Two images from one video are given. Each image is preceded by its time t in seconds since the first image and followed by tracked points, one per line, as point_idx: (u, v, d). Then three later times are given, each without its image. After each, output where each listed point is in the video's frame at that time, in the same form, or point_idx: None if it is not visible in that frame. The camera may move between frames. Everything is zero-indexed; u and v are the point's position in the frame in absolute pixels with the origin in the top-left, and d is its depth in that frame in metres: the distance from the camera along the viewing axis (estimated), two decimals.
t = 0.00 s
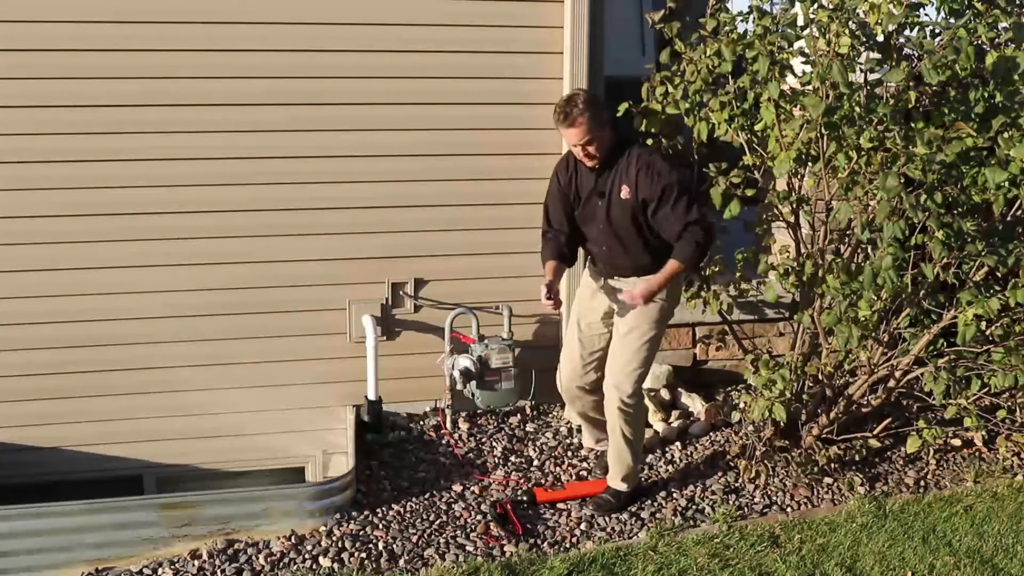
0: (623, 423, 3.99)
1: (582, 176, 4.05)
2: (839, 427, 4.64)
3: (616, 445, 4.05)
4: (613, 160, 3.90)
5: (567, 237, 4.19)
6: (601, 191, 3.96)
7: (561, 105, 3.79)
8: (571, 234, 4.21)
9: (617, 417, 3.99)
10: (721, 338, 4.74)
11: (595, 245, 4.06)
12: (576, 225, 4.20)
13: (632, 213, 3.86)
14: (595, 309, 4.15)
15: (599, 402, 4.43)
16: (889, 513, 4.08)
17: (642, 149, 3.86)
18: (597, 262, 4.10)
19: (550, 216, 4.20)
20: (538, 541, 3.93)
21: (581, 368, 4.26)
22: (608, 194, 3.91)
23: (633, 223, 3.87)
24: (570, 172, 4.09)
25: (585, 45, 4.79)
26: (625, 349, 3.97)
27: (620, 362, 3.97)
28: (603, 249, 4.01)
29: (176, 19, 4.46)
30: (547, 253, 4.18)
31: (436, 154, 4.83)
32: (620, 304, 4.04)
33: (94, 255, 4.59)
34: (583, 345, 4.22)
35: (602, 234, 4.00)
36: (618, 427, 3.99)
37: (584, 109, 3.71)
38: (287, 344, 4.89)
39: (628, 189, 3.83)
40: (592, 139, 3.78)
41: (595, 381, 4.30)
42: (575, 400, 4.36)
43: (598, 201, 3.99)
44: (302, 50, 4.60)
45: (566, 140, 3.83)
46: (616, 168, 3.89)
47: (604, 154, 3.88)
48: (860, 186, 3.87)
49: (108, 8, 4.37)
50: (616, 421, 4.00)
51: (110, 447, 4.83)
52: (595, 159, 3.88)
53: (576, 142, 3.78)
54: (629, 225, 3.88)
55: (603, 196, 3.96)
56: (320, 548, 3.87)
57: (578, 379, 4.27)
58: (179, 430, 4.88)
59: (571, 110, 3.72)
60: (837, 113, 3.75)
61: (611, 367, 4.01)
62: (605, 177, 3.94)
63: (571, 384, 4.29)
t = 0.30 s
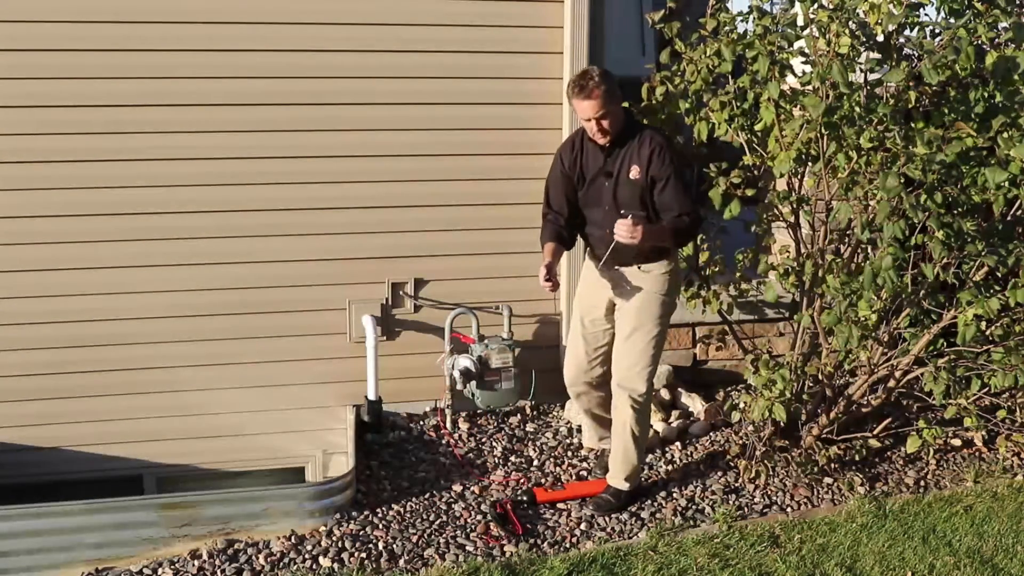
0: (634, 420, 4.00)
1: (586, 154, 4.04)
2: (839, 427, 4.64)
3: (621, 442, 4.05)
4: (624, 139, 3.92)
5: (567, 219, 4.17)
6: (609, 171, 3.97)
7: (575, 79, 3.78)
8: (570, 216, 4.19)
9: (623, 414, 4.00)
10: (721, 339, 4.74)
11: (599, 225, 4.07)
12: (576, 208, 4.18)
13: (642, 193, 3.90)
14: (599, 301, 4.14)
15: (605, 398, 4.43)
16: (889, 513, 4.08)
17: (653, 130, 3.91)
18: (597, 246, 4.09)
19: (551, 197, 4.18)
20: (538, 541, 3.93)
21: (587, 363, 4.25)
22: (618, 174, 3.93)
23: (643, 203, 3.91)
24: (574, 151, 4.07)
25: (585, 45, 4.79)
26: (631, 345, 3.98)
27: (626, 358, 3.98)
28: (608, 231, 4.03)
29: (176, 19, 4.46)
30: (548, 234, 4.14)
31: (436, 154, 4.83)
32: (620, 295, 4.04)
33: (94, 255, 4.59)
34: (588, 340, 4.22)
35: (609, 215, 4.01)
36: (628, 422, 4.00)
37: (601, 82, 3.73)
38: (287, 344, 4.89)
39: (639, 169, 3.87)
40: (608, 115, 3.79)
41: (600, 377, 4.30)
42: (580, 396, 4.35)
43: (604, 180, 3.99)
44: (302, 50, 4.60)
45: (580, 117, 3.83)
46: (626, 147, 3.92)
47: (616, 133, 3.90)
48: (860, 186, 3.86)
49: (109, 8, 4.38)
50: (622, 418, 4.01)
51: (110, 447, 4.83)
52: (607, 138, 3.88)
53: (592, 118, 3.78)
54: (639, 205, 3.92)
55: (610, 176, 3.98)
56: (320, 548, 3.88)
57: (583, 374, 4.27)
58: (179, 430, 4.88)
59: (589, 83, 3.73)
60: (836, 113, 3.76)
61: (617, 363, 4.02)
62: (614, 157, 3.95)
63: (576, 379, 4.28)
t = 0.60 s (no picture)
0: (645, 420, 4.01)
1: (590, 144, 4.05)
2: (839, 427, 4.64)
3: (627, 442, 4.06)
4: (629, 123, 3.92)
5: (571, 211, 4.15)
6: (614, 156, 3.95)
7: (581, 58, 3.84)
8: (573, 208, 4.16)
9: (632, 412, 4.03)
10: (721, 339, 4.74)
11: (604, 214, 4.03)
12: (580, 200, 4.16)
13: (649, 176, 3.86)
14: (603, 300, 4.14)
15: (609, 398, 4.43)
16: (889, 513, 4.08)
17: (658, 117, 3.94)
18: (602, 236, 4.06)
19: (554, 188, 4.17)
20: (538, 541, 3.93)
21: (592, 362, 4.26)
22: (623, 159, 3.92)
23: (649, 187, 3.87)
24: (578, 142, 4.08)
25: (585, 44, 4.79)
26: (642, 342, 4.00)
27: (636, 357, 4.01)
28: (613, 217, 3.99)
29: (176, 19, 4.46)
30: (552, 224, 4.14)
31: (436, 154, 4.83)
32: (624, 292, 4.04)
33: (94, 256, 4.59)
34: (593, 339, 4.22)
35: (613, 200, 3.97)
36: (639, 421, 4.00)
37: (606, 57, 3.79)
38: (287, 344, 4.89)
39: (646, 152, 3.87)
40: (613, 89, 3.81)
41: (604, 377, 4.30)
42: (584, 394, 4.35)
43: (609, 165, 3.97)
44: (302, 49, 4.60)
45: (585, 94, 3.84)
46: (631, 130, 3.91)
47: (622, 115, 3.91)
48: (860, 186, 3.86)
49: (109, 8, 4.37)
50: (631, 416, 4.03)
51: (110, 447, 4.82)
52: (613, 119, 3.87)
53: (597, 92, 3.80)
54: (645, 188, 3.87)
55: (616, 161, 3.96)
56: (320, 548, 3.87)
57: (587, 373, 4.27)
58: (179, 430, 4.88)
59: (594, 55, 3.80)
60: (836, 113, 3.77)
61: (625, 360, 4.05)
62: (619, 141, 3.94)
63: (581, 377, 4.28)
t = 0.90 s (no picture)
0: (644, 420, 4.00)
1: (591, 142, 4.04)
2: (839, 426, 4.64)
3: (627, 443, 4.07)
4: (632, 121, 3.93)
5: (572, 209, 4.15)
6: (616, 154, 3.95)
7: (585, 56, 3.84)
8: (574, 207, 4.15)
9: (632, 413, 4.04)
10: (721, 339, 4.75)
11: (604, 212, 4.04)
12: (581, 199, 4.16)
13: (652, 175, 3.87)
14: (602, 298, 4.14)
15: (610, 398, 4.44)
16: (889, 513, 4.08)
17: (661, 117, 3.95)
18: (603, 236, 4.07)
19: (555, 187, 4.16)
20: (538, 541, 3.94)
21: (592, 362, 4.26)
22: (625, 157, 3.93)
23: (652, 185, 3.88)
24: (580, 140, 4.07)
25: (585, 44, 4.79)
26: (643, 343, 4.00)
27: (637, 358, 4.01)
28: (615, 216, 3.98)
29: (176, 19, 4.46)
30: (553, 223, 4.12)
31: (436, 154, 4.83)
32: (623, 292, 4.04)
33: (94, 255, 4.59)
34: (592, 339, 4.22)
35: (614, 199, 3.97)
36: (639, 423, 4.00)
37: (612, 54, 3.80)
38: (287, 344, 4.88)
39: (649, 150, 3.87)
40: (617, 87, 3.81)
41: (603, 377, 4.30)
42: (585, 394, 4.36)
43: (611, 164, 3.97)
44: (302, 49, 4.60)
45: (589, 90, 3.84)
46: (634, 128, 3.92)
47: (625, 113, 3.91)
48: (859, 186, 3.84)
49: (108, 8, 4.37)
50: (632, 417, 4.04)
51: (110, 447, 4.82)
52: (616, 117, 3.87)
53: (601, 88, 3.80)
54: (648, 186, 3.88)
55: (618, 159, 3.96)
56: (320, 548, 3.88)
57: (587, 372, 4.28)
58: (179, 430, 4.88)
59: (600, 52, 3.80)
60: (836, 113, 3.78)
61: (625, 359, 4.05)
62: (621, 139, 3.95)
63: (581, 376, 4.29)
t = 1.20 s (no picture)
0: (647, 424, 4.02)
1: (596, 140, 4.05)
2: (839, 427, 4.64)
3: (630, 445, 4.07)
4: (636, 121, 3.94)
5: (572, 205, 4.14)
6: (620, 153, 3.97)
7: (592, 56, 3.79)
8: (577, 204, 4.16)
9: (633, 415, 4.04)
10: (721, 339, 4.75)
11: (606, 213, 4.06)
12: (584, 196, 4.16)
13: (654, 177, 3.91)
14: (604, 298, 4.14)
15: (608, 398, 4.44)
16: (889, 513, 4.08)
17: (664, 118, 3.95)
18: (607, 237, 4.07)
19: (557, 181, 4.16)
20: (538, 541, 3.94)
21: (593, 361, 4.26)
22: (629, 157, 3.94)
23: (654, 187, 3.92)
24: (584, 137, 4.07)
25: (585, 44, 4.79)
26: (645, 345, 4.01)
27: (639, 360, 4.01)
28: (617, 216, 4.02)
29: (175, 19, 4.46)
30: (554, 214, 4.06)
31: (436, 154, 4.84)
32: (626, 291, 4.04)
33: (94, 255, 4.59)
34: (593, 338, 4.21)
35: (616, 199, 4.01)
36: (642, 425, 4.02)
37: (616, 61, 3.74)
38: (287, 343, 4.88)
39: (652, 153, 3.88)
40: (620, 94, 3.79)
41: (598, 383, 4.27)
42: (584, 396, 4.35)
43: (614, 164, 3.99)
44: (302, 49, 4.60)
45: (593, 96, 3.83)
46: (638, 130, 3.92)
47: (628, 116, 3.90)
48: (860, 186, 3.80)
49: (109, 8, 4.38)
50: (634, 419, 4.04)
51: (110, 447, 4.82)
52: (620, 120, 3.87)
53: (605, 96, 3.78)
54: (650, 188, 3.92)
55: (621, 159, 3.97)
56: (320, 548, 3.87)
57: (587, 372, 4.27)
58: (179, 430, 4.88)
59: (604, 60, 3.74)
60: (836, 113, 3.78)
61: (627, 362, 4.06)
62: (625, 140, 3.96)
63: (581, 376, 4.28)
